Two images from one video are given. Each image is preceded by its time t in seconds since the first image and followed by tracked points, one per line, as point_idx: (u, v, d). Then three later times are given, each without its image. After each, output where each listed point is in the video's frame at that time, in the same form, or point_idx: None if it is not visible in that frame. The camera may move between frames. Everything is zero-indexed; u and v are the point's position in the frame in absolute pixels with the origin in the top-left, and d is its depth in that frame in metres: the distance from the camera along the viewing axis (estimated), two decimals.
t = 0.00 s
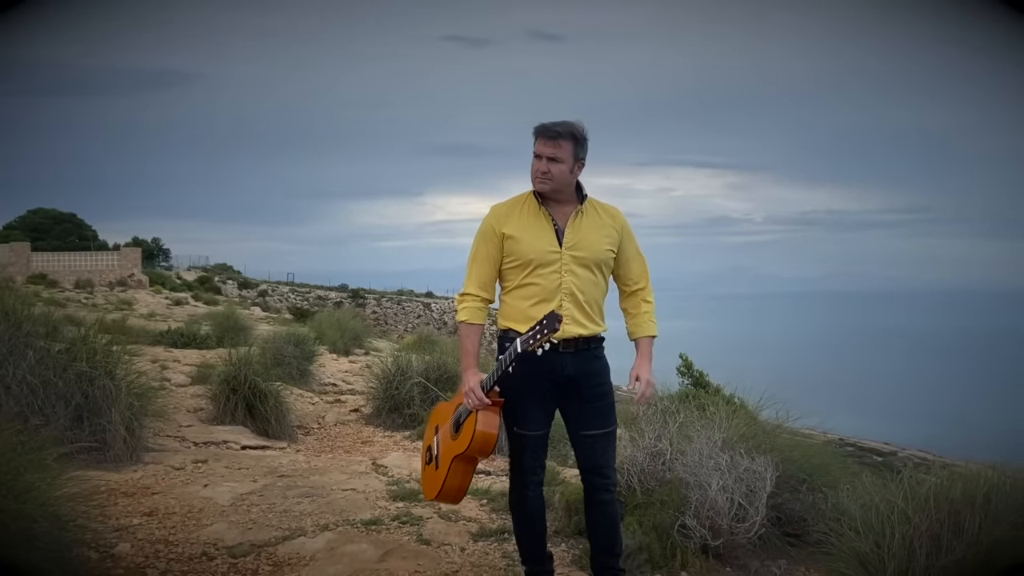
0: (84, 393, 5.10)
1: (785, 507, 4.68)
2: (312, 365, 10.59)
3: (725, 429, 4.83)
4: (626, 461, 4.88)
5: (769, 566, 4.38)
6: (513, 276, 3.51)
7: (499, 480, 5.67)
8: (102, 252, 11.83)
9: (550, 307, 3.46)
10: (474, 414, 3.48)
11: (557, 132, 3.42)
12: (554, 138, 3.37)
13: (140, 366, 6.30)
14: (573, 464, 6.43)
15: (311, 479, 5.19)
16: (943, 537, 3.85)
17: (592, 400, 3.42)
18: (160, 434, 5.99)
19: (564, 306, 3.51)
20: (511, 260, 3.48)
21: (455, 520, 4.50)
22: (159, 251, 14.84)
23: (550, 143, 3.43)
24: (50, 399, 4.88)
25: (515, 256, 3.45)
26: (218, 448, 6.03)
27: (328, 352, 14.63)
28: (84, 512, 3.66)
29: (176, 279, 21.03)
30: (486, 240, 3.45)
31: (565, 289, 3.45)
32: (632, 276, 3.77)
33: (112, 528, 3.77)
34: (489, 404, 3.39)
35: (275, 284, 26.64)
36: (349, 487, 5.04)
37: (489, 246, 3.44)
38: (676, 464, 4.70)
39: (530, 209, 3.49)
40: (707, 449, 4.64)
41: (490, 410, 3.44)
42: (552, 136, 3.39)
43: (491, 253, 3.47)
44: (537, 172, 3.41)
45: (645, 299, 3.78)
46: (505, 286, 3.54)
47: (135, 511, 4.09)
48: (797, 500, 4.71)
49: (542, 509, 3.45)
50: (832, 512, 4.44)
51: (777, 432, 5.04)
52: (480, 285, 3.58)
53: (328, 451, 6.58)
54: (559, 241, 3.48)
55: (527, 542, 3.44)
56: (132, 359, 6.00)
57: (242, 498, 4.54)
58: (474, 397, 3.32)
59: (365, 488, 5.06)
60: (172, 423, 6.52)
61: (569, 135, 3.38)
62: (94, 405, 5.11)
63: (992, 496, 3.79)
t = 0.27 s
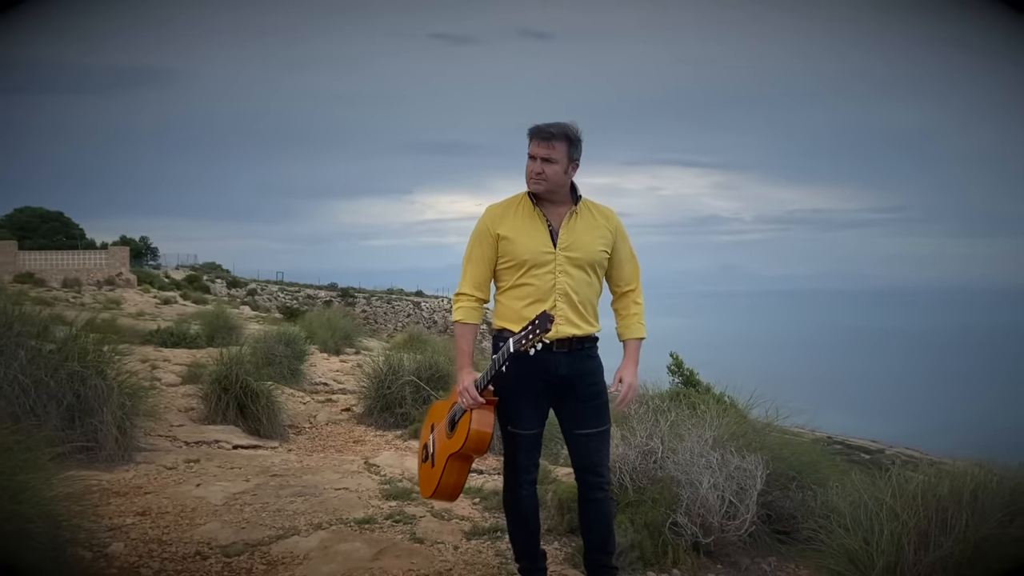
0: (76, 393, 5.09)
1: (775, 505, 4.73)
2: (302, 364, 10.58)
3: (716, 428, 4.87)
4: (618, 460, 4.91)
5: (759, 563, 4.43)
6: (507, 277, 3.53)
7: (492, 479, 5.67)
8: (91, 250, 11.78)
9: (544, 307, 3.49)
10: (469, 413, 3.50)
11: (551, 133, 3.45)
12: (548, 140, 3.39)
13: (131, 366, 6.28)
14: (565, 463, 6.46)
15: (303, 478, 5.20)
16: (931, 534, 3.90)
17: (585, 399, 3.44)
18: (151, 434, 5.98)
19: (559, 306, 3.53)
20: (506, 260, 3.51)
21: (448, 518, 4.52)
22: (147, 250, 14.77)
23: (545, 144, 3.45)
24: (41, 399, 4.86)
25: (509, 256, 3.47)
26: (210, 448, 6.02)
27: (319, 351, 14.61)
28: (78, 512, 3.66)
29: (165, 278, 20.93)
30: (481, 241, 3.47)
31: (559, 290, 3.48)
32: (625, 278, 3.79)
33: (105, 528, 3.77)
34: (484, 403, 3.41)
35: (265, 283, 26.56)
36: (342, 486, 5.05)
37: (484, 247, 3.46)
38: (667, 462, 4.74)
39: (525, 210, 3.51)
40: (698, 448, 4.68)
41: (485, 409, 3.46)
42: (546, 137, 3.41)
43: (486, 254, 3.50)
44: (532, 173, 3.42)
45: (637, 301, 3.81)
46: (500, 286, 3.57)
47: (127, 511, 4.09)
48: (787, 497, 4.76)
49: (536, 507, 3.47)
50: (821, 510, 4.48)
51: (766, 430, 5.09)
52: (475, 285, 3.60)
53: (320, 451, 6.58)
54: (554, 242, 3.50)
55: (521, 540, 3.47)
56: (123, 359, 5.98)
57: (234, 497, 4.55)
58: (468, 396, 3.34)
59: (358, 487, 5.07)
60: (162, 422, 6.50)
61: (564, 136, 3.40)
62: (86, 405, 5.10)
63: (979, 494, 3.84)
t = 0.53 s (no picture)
0: (69, 392, 5.08)
1: (768, 502, 4.76)
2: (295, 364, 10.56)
3: (709, 426, 4.90)
4: (612, 458, 4.93)
5: (752, 560, 4.46)
6: (503, 277, 3.55)
7: (486, 478, 5.68)
8: (82, 250, 11.73)
9: (540, 307, 3.51)
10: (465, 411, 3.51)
11: (547, 136, 3.49)
12: (544, 141, 3.40)
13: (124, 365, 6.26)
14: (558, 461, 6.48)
15: (297, 477, 5.20)
16: (922, 531, 3.93)
17: (581, 398, 3.46)
18: (145, 433, 5.97)
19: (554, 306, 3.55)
20: (502, 260, 3.52)
21: (443, 517, 4.53)
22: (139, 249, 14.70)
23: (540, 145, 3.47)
24: (35, 399, 4.85)
25: (505, 256, 3.49)
26: (203, 447, 6.02)
27: (311, 351, 14.59)
28: (73, 511, 3.66)
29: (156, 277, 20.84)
30: (477, 241, 3.48)
31: (555, 290, 3.50)
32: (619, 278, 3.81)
33: (99, 527, 3.77)
34: (480, 402, 3.43)
35: (256, 282, 26.48)
36: (336, 485, 5.06)
37: (480, 247, 3.48)
38: (661, 461, 4.76)
39: (521, 211, 3.53)
40: (691, 446, 4.71)
41: (481, 407, 3.48)
42: (542, 138, 3.43)
43: (482, 254, 3.52)
44: (528, 174, 3.44)
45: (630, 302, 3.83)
46: (496, 286, 3.58)
47: (122, 510, 4.09)
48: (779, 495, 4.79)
49: (531, 505, 3.49)
50: (813, 507, 4.52)
51: (759, 429, 5.12)
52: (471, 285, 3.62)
53: (314, 450, 6.59)
54: (549, 242, 3.52)
55: (516, 538, 3.48)
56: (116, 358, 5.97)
57: (229, 496, 4.55)
58: (464, 395, 3.36)
59: (352, 486, 5.08)
60: (155, 422, 6.49)
61: (560, 137, 3.41)
62: (80, 404, 5.10)
63: (969, 491, 3.88)
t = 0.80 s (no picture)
0: (60, 391, 5.07)
1: (758, 500, 4.80)
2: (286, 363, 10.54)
3: (699, 424, 4.94)
4: (603, 456, 4.96)
5: (742, 556, 4.51)
6: (497, 276, 3.57)
7: (478, 477, 5.70)
8: (70, 249, 11.66)
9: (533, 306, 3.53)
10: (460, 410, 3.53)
11: (540, 134, 3.50)
12: (537, 140, 3.42)
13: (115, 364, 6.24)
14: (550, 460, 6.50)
15: (290, 476, 5.21)
16: (910, 528, 3.97)
17: (574, 397, 3.49)
18: (136, 432, 5.96)
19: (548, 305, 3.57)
20: (496, 260, 3.54)
21: (436, 515, 4.55)
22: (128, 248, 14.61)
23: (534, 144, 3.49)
24: (25, 398, 4.84)
25: (499, 256, 3.51)
26: (194, 446, 6.01)
27: (302, 350, 14.55)
28: (66, 509, 3.66)
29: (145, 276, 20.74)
30: (471, 240, 3.50)
31: (548, 289, 3.52)
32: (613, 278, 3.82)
33: (92, 526, 3.77)
34: (474, 400, 3.45)
35: (246, 281, 26.38)
36: (328, 484, 5.07)
37: (474, 246, 3.50)
38: (652, 458, 4.80)
39: (515, 210, 3.55)
40: (682, 444, 4.75)
41: (476, 406, 3.49)
42: (535, 137, 3.45)
43: (476, 253, 3.53)
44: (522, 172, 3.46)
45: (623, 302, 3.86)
46: (490, 285, 3.60)
47: (114, 510, 4.08)
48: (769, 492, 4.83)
49: (524, 503, 3.51)
50: (803, 504, 4.56)
51: (749, 427, 5.16)
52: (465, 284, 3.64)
53: (305, 449, 6.59)
54: (543, 242, 3.54)
55: (509, 535, 3.51)
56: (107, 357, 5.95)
57: (222, 495, 4.55)
58: (459, 393, 3.38)
59: (344, 485, 5.09)
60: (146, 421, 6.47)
61: (552, 136, 3.43)
62: (71, 403, 5.09)
63: (956, 487, 3.93)
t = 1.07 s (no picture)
0: (51, 391, 5.06)
1: (748, 497, 4.84)
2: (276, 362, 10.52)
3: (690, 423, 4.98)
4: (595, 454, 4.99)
5: (732, 553, 4.54)
6: (491, 276, 3.59)
7: (471, 475, 5.71)
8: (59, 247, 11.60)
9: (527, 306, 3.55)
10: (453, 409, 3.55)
11: (533, 134, 3.53)
12: (530, 140, 3.44)
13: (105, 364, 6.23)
14: (542, 458, 6.53)
15: (282, 475, 5.21)
16: (898, 524, 4.00)
17: (567, 395, 3.51)
18: (127, 432, 5.94)
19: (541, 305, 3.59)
20: (490, 259, 3.56)
21: (429, 514, 4.57)
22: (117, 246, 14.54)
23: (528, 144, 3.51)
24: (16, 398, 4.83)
25: (493, 255, 3.53)
26: (186, 446, 6.00)
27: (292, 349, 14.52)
28: (59, 508, 3.66)
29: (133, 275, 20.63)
30: (465, 240, 3.52)
31: (542, 289, 3.54)
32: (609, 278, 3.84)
33: (84, 525, 3.77)
34: (468, 399, 3.46)
35: (235, 280, 26.28)
36: (321, 483, 5.07)
37: (469, 246, 3.52)
38: (644, 456, 4.83)
39: (509, 210, 3.57)
40: (673, 442, 4.78)
41: (469, 405, 3.51)
42: (528, 138, 3.47)
43: (470, 253, 3.55)
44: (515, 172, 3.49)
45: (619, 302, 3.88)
46: (484, 285, 3.62)
47: (107, 509, 4.08)
48: (759, 489, 4.88)
49: (518, 501, 3.53)
50: (793, 501, 4.60)
51: (739, 425, 5.20)
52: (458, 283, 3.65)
53: (297, 448, 6.59)
54: (537, 242, 3.56)
55: (503, 533, 3.53)
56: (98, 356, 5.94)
57: (214, 494, 4.56)
58: (453, 392, 3.39)
59: (337, 484, 5.10)
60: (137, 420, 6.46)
61: (546, 136, 3.45)
62: (62, 403, 5.08)
63: (944, 484, 3.98)
